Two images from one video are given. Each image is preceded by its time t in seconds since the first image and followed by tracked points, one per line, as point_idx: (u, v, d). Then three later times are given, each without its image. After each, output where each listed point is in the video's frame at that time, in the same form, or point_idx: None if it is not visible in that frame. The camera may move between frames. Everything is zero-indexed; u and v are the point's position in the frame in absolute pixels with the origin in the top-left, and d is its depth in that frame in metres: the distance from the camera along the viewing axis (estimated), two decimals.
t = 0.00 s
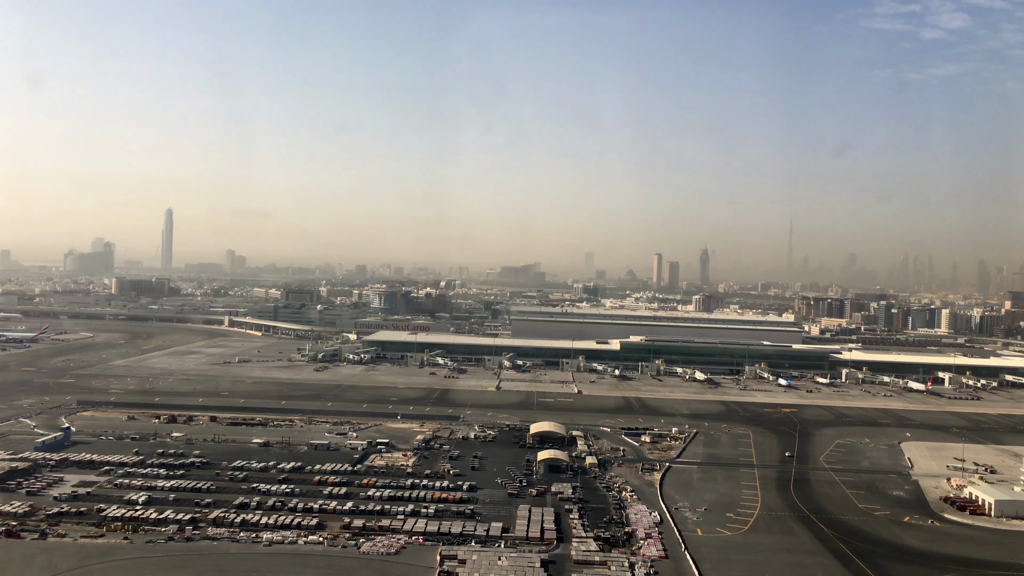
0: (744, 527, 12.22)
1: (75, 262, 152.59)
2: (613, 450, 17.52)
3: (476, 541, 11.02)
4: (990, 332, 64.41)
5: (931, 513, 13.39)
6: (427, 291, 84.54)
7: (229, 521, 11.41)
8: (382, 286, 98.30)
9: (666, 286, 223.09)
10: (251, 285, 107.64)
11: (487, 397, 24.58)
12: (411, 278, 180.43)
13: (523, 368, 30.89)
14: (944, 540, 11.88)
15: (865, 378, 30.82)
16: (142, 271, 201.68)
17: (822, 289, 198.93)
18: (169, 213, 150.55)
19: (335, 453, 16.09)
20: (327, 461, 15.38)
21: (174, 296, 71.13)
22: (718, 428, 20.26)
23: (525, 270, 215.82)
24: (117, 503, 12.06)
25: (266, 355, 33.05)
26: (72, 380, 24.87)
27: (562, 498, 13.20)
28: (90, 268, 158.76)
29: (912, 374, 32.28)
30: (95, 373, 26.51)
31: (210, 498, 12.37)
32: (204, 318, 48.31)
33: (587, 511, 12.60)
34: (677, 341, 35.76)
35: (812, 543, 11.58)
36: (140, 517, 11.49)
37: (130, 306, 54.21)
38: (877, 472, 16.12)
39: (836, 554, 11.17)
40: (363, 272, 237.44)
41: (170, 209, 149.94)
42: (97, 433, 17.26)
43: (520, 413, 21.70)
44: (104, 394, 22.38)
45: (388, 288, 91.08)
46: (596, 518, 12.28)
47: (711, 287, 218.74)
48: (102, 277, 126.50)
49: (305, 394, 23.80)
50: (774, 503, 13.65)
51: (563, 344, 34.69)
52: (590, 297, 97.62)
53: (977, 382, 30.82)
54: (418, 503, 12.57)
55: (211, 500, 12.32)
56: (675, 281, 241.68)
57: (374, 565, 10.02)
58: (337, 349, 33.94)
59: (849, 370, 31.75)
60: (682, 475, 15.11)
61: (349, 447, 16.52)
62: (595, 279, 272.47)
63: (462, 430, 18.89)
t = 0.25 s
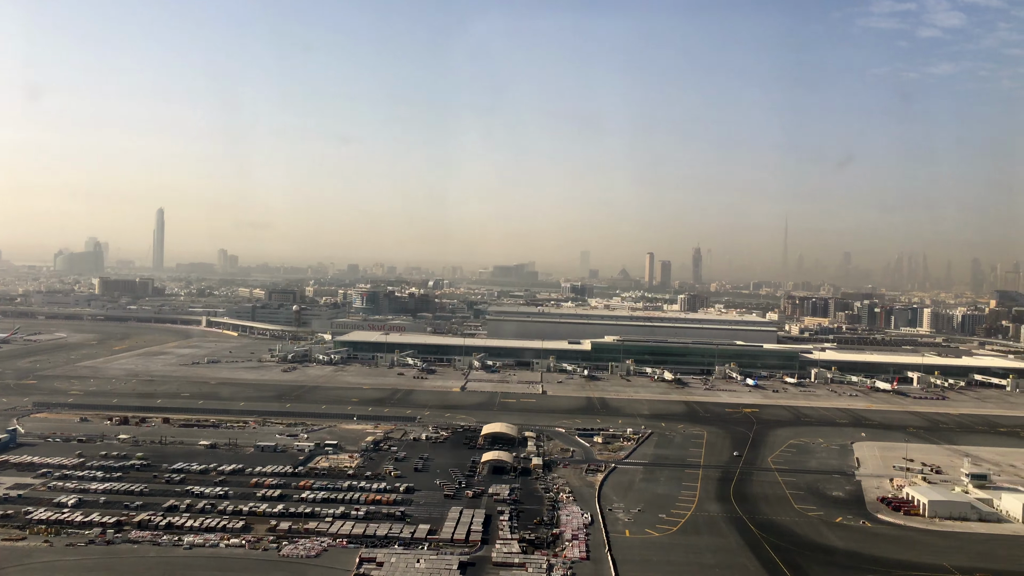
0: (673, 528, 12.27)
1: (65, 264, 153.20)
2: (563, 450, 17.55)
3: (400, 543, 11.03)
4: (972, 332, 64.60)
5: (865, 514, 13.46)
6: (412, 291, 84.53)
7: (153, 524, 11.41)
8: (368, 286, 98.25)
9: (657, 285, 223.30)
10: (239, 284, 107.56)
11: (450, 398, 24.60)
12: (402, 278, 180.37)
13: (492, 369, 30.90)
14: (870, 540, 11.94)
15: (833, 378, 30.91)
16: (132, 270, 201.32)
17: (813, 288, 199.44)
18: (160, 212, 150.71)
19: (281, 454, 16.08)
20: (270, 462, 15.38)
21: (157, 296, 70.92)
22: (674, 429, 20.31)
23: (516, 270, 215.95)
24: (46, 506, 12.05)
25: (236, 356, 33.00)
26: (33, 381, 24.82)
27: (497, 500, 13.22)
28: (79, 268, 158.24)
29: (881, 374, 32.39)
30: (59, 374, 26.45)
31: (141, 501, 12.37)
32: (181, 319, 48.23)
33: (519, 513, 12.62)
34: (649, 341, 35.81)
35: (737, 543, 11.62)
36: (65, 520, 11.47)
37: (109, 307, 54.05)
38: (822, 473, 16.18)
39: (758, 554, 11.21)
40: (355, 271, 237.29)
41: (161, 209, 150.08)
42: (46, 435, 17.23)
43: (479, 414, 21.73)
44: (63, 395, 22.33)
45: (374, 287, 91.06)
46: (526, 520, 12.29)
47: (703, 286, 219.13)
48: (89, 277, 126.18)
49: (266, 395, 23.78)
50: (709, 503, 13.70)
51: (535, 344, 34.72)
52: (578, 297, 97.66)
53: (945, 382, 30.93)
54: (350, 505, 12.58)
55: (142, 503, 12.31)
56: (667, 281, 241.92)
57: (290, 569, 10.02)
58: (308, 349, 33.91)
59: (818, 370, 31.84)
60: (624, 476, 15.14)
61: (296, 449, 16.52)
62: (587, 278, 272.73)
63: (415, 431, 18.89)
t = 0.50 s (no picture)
0: (612, 525, 12.31)
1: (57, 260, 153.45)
2: (519, 447, 17.58)
3: (333, 542, 11.05)
4: (956, 327, 64.73)
5: (808, 509, 13.52)
6: (400, 287, 84.50)
7: (88, 523, 11.42)
8: (357, 282, 98.21)
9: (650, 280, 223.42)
10: (229, 281, 107.47)
11: (418, 395, 24.61)
12: (394, 274, 180.17)
13: (466, 365, 30.92)
14: (806, 536, 11.98)
15: (806, 374, 30.99)
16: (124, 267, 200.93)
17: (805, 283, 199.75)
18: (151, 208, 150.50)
19: (234, 452, 16.08)
20: (221, 461, 15.38)
21: (142, 293, 70.75)
22: (635, 425, 20.35)
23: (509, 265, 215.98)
24: None
25: (210, 353, 32.95)
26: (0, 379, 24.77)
27: (440, 497, 13.24)
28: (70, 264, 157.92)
29: (855, 369, 32.45)
30: (28, 372, 26.41)
31: (80, 500, 12.37)
32: (162, 316, 48.15)
33: (460, 510, 12.64)
34: (626, 337, 35.83)
35: (672, 540, 11.66)
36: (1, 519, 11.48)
37: (91, 304, 53.92)
38: (774, 469, 16.24)
39: (691, 551, 11.26)
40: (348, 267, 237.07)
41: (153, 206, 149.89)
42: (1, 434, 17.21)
43: (442, 411, 21.73)
44: (27, 393, 22.30)
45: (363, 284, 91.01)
46: (466, 517, 12.31)
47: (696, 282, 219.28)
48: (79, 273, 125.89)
49: (233, 393, 23.77)
50: (654, 500, 13.74)
51: (511, 340, 34.74)
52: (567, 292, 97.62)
53: (918, 377, 31.00)
54: (291, 503, 12.59)
55: (81, 502, 12.32)
56: (660, 276, 242.07)
57: (218, 568, 10.03)
58: (284, 346, 33.90)
59: (792, 366, 31.90)
60: (574, 474, 15.16)
61: (250, 446, 16.52)
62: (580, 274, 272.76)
63: (374, 429, 18.91)
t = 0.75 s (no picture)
0: (541, 521, 12.35)
1: (41, 257, 152.99)
2: (468, 444, 17.60)
3: (256, 541, 11.06)
4: (935, 318, 65.00)
5: (742, 503, 13.60)
6: (382, 283, 84.36)
7: (12, 525, 11.40)
8: (341, 278, 97.96)
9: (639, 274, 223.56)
10: (214, 278, 107.09)
11: (379, 392, 24.62)
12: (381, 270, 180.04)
13: (433, 362, 30.94)
14: (733, 533, 12.05)
15: (772, 367, 31.12)
16: (111, 265, 200.06)
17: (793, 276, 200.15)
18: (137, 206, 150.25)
19: (176, 452, 16.05)
20: (161, 461, 15.35)
21: (121, 291, 70.55)
22: (589, 420, 20.40)
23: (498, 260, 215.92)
24: None
25: (178, 351, 32.85)
26: None
27: (374, 494, 13.25)
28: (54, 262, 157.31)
29: (822, 362, 32.59)
30: None
31: (8, 503, 12.35)
32: (137, 315, 47.97)
33: (390, 508, 12.64)
34: (596, 331, 35.88)
35: (598, 536, 11.71)
36: None
37: (67, 303, 53.70)
38: (718, 463, 16.31)
39: (614, 547, 11.31)
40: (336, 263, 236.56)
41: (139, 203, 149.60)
42: None
43: (399, 408, 21.74)
44: None
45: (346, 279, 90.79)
46: (395, 515, 12.32)
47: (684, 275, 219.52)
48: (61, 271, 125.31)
49: (192, 392, 23.73)
50: (589, 495, 13.79)
51: (481, 336, 34.75)
52: (550, 287, 97.69)
53: (884, 370, 31.14)
54: (221, 503, 12.58)
55: (9, 504, 12.29)
56: (648, 270, 242.58)
57: (132, 570, 10.03)
58: (253, 343, 33.84)
59: (759, 359, 32.00)
60: (515, 470, 15.20)
61: (195, 447, 16.49)
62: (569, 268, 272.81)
63: (325, 426, 18.90)
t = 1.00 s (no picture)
0: (477, 514, 12.37)
1: (24, 251, 152.06)
2: (420, 437, 17.60)
3: (184, 539, 11.03)
4: (913, 306, 65.33)
5: (682, 494, 13.68)
6: (363, 275, 84.16)
7: None
8: (324, 271, 97.68)
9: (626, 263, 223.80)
10: (197, 272, 106.61)
11: (341, 386, 24.60)
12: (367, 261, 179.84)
13: (402, 354, 30.93)
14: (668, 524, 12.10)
15: (740, 356, 31.24)
16: (96, 258, 198.95)
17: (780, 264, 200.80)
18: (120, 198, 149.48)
19: (124, 448, 16.01)
20: (107, 457, 15.31)
21: (99, 285, 70.22)
22: (546, 412, 20.44)
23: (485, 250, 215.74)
24: None
25: (146, 346, 32.74)
26: None
27: (313, 488, 13.23)
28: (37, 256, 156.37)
29: (790, 351, 32.71)
30: None
31: None
32: (111, 309, 47.73)
33: (328, 502, 12.63)
34: (567, 322, 35.90)
35: (531, 528, 11.75)
36: None
37: (41, 297, 53.39)
38: (666, 454, 16.37)
39: (545, 539, 11.34)
40: (323, 254, 235.92)
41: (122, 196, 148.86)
42: None
43: (358, 400, 21.71)
44: None
45: (329, 271, 90.48)
46: (331, 509, 12.31)
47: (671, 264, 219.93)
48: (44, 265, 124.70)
49: (152, 386, 23.66)
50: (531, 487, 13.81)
51: (451, 327, 34.74)
52: (534, 277, 97.63)
53: (851, 358, 31.27)
54: (157, 500, 12.55)
55: None
56: (636, 259, 242.87)
57: (53, 568, 10.01)
58: (222, 336, 33.75)
59: (727, 349, 32.09)
60: (461, 463, 15.20)
61: (143, 442, 16.45)
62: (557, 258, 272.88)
63: (280, 420, 18.88)
